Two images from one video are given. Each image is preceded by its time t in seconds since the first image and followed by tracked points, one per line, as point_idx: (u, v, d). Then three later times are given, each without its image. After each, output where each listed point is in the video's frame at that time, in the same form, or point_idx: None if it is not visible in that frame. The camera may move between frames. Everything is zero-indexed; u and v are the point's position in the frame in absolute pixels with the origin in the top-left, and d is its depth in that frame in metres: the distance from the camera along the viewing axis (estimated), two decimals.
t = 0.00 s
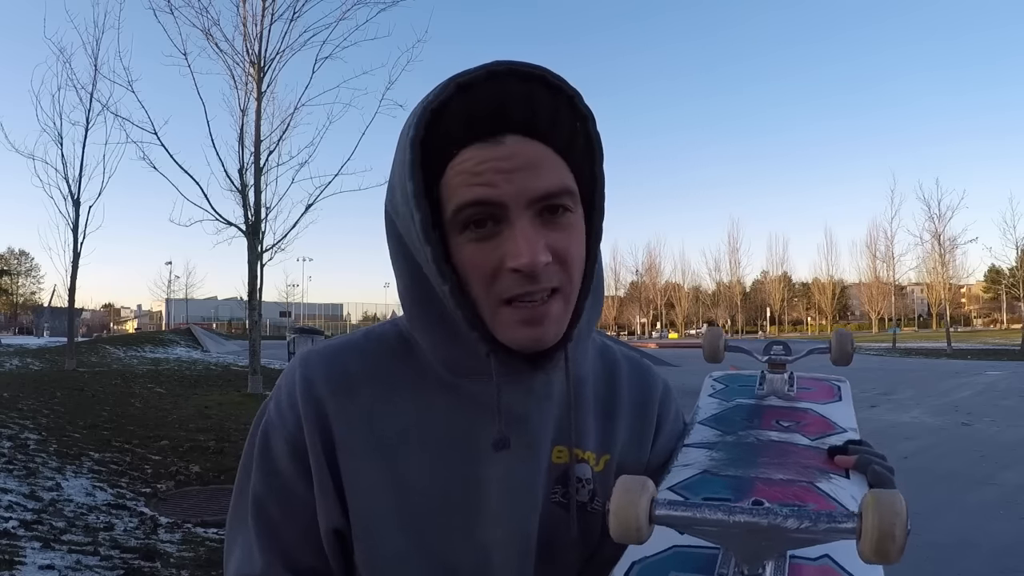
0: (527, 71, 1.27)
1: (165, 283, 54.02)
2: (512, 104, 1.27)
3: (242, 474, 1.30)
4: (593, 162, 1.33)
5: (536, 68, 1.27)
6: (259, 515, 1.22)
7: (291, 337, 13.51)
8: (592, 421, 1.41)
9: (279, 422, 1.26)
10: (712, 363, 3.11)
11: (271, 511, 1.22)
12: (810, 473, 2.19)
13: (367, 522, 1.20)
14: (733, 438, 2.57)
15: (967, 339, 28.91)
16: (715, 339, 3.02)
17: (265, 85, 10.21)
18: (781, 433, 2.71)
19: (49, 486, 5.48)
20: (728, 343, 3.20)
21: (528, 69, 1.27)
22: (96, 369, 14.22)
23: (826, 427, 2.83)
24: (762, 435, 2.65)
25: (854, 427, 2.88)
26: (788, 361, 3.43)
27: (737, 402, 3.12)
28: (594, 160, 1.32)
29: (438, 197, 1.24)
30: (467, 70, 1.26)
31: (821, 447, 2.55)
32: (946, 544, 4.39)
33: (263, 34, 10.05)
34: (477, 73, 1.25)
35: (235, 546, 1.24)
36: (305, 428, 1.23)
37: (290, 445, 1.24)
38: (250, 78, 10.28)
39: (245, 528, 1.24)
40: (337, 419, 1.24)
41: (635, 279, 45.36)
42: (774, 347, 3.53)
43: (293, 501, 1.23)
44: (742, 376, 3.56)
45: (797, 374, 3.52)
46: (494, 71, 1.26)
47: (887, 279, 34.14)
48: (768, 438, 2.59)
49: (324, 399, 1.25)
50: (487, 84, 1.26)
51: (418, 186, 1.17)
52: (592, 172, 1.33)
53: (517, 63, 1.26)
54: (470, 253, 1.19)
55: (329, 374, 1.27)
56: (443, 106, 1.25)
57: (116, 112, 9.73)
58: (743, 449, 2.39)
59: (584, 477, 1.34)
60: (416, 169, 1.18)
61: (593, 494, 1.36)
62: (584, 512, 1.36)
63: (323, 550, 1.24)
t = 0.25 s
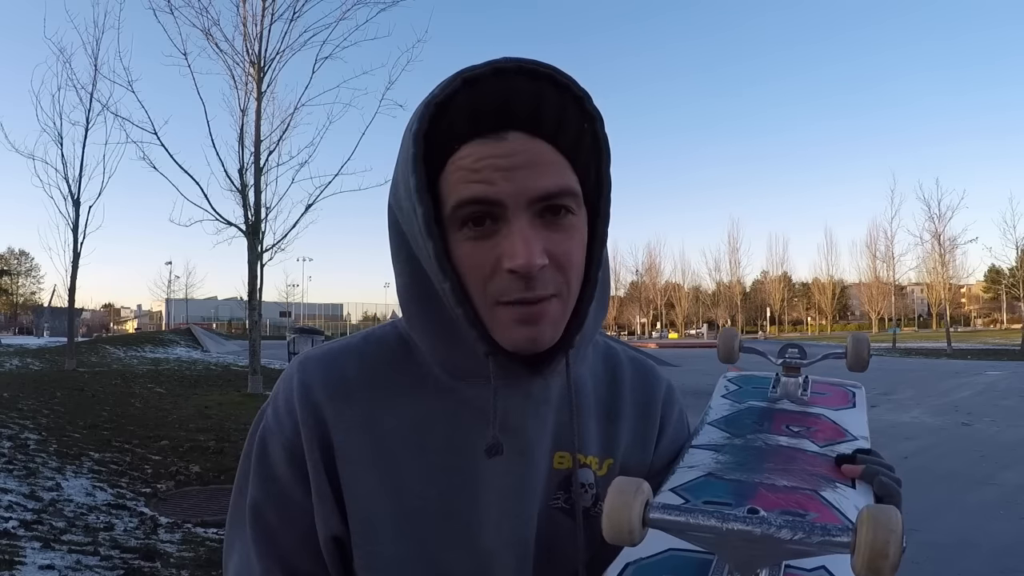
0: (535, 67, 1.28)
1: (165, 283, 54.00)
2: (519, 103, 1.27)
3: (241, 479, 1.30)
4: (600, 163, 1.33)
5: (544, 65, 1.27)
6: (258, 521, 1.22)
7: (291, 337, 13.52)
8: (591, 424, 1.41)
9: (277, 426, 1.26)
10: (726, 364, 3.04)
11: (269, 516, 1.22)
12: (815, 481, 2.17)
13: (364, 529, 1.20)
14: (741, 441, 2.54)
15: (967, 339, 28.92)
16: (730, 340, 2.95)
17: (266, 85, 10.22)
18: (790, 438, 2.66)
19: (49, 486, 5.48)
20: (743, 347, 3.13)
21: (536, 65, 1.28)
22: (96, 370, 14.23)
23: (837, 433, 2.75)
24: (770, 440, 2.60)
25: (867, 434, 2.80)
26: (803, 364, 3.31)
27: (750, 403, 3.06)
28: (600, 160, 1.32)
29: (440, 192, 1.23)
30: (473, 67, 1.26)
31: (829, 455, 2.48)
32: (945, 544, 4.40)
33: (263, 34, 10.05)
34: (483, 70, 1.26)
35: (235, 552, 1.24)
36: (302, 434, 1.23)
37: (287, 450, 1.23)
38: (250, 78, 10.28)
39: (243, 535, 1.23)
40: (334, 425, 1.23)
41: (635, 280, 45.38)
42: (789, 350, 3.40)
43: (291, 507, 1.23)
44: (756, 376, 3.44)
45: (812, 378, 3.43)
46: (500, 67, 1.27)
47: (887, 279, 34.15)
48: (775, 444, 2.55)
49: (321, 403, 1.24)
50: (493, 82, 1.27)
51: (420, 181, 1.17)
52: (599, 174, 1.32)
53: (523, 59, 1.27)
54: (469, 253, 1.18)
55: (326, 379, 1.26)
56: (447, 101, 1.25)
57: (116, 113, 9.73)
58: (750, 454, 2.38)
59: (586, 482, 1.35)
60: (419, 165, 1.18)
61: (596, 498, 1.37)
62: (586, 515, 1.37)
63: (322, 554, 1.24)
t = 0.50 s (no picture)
0: (532, 69, 1.27)
1: (165, 283, 53.98)
2: (518, 102, 1.27)
3: (243, 479, 1.30)
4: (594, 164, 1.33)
5: (540, 67, 1.27)
6: (257, 520, 1.22)
7: (291, 337, 13.53)
8: (587, 421, 1.41)
9: (277, 425, 1.25)
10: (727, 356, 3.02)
11: (270, 515, 1.22)
12: (814, 474, 2.17)
13: (364, 525, 1.20)
14: (739, 431, 2.50)
15: (966, 339, 28.94)
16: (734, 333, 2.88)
17: (266, 85, 10.22)
18: (790, 430, 2.59)
19: (50, 486, 5.48)
20: (746, 338, 3.08)
21: (533, 67, 1.27)
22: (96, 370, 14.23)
23: (836, 431, 2.69)
24: (769, 431, 2.53)
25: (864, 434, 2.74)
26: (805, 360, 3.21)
27: (750, 395, 2.99)
28: (594, 160, 1.33)
29: (441, 184, 1.23)
30: (473, 67, 1.26)
31: (827, 450, 2.45)
32: (946, 544, 4.40)
33: (263, 34, 10.04)
34: (483, 70, 1.26)
35: (237, 552, 1.24)
36: (302, 432, 1.23)
37: (287, 448, 1.23)
38: (250, 79, 10.28)
39: (244, 534, 1.23)
40: (334, 423, 1.23)
41: (634, 280, 45.41)
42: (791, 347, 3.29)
43: (291, 506, 1.23)
44: (755, 371, 3.36)
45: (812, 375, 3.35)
46: (500, 68, 1.26)
47: (887, 279, 34.16)
48: (775, 435, 2.48)
49: (321, 401, 1.24)
50: (493, 82, 1.26)
51: (424, 176, 1.18)
52: (591, 172, 1.34)
53: (521, 61, 1.26)
54: (469, 244, 1.18)
55: (325, 378, 1.26)
56: (449, 101, 1.25)
57: (116, 113, 9.74)
58: (749, 444, 2.35)
59: (582, 477, 1.36)
60: (422, 161, 1.18)
61: (592, 494, 1.37)
62: (582, 511, 1.38)
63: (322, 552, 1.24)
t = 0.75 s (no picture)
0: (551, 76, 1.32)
1: (165, 283, 53.98)
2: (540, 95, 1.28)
3: (232, 468, 1.32)
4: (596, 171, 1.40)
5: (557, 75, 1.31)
6: (243, 503, 1.23)
7: (291, 337, 13.54)
8: (579, 411, 1.41)
9: (269, 413, 1.28)
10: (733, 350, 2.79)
11: (255, 500, 1.23)
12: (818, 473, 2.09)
13: (353, 509, 1.21)
14: (744, 427, 2.48)
15: (967, 339, 28.93)
16: (739, 330, 2.74)
17: (266, 85, 10.21)
18: (794, 429, 2.52)
19: (50, 486, 5.48)
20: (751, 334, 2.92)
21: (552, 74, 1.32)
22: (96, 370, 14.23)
23: (839, 431, 2.59)
24: (774, 428, 2.50)
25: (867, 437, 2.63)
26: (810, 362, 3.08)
27: (754, 392, 2.91)
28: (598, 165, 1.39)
29: (486, 159, 1.24)
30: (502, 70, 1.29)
31: (832, 450, 2.34)
32: (946, 544, 4.40)
33: (263, 34, 10.04)
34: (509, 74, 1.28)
35: (221, 538, 1.26)
36: (292, 420, 1.25)
37: (277, 435, 1.25)
38: (250, 79, 10.27)
39: (228, 519, 1.25)
40: (327, 410, 1.25)
41: (634, 280, 45.42)
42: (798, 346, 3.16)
43: (277, 492, 1.24)
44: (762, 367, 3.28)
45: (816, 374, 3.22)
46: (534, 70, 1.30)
47: (887, 279, 34.16)
48: (779, 432, 2.44)
49: (314, 391, 1.26)
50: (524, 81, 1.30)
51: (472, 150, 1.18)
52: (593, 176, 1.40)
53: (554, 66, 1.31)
54: (514, 212, 1.20)
55: (319, 366, 1.27)
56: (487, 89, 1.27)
57: (117, 113, 9.74)
58: (754, 439, 2.34)
59: (575, 470, 1.35)
60: (469, 134, 1.19)
61: (584, 486, 1.36)
62: (573, 504, 1.36)
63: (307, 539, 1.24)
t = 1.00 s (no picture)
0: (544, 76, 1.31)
1: (165, 283, 53.97)
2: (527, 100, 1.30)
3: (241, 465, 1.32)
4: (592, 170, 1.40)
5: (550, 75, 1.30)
6: (253, 501, 1.24)
7: (291, 337, 13.54)
8: (581, 409, 1.41)
9: (276, 410, 1.28)
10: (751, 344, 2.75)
11: (263, 497, 1.24)
12: (820, 479, 2.09)
13: (358, 506, 1.21)
14: (753, 426, 2.48)
15: (966, 339, 28.93)
16: (757, 322, 2.72)
17: (266, 85, 10.21)
18: (802, 430, 2.51)
19: (49, 486, 5.48)
20: (769, 324, 2.87)
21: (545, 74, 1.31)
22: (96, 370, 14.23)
23: (850, 432, 2.56)
24: (783, 428, 2.50)
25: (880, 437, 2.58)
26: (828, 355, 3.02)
27: (767, 386, 2.90)
28: (592, 163, 1.39)
29: (468, 160, 1.26)
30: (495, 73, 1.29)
31: (840, 455, 2.32)
32: (946, 544, 4.40)
33: (263, 34, 10.03)
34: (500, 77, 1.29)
35: (232, 537, 1.26)
36: (298, 418, 1.25)
37: (283, 431, 1.26)
38: (250, 79, 10.26)
39: (239, 516, 1.25)
40: (333, 408, 1.25)
41: (634, 280, 45.42)
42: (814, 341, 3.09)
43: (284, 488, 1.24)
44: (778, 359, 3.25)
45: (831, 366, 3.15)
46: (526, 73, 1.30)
47: (887, 279, 34.16)
48: (786, 434, 2.44)
49: (321, 388, 1.26)
50: (513, 84, 1.30)
51: (456, 153, 1.20)
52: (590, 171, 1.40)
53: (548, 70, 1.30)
54: (493, 214, 1.22)
55: (326, 365, 1.28)
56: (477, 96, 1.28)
57: (116, 112, 9.73)
58: (760, 440, 2.34)
59: (579, 466, 1.33)
60: (455, 137, 1.20)
61: (587, 484, 1.35)
62: (577, 501, 1.35)
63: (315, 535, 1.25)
